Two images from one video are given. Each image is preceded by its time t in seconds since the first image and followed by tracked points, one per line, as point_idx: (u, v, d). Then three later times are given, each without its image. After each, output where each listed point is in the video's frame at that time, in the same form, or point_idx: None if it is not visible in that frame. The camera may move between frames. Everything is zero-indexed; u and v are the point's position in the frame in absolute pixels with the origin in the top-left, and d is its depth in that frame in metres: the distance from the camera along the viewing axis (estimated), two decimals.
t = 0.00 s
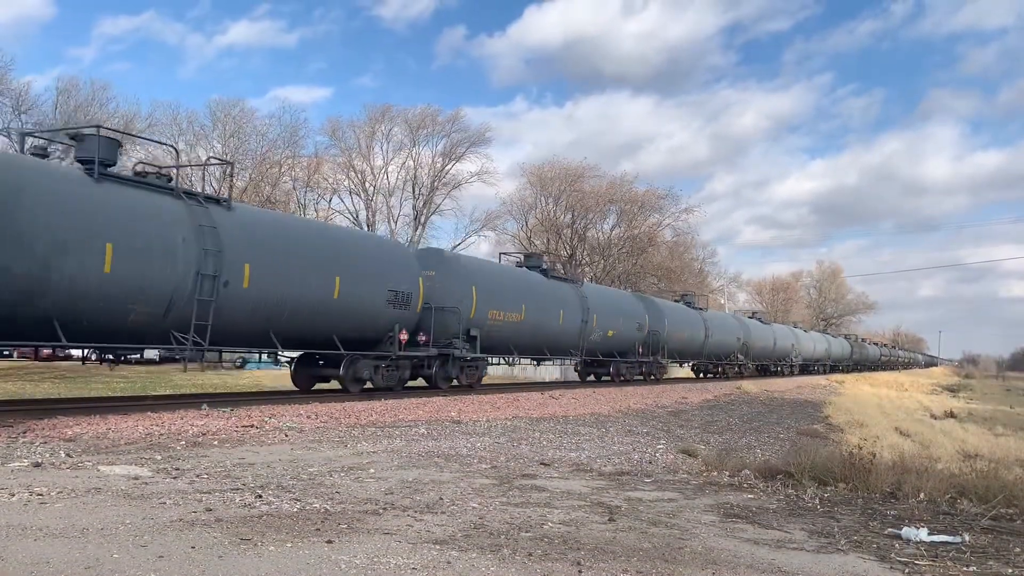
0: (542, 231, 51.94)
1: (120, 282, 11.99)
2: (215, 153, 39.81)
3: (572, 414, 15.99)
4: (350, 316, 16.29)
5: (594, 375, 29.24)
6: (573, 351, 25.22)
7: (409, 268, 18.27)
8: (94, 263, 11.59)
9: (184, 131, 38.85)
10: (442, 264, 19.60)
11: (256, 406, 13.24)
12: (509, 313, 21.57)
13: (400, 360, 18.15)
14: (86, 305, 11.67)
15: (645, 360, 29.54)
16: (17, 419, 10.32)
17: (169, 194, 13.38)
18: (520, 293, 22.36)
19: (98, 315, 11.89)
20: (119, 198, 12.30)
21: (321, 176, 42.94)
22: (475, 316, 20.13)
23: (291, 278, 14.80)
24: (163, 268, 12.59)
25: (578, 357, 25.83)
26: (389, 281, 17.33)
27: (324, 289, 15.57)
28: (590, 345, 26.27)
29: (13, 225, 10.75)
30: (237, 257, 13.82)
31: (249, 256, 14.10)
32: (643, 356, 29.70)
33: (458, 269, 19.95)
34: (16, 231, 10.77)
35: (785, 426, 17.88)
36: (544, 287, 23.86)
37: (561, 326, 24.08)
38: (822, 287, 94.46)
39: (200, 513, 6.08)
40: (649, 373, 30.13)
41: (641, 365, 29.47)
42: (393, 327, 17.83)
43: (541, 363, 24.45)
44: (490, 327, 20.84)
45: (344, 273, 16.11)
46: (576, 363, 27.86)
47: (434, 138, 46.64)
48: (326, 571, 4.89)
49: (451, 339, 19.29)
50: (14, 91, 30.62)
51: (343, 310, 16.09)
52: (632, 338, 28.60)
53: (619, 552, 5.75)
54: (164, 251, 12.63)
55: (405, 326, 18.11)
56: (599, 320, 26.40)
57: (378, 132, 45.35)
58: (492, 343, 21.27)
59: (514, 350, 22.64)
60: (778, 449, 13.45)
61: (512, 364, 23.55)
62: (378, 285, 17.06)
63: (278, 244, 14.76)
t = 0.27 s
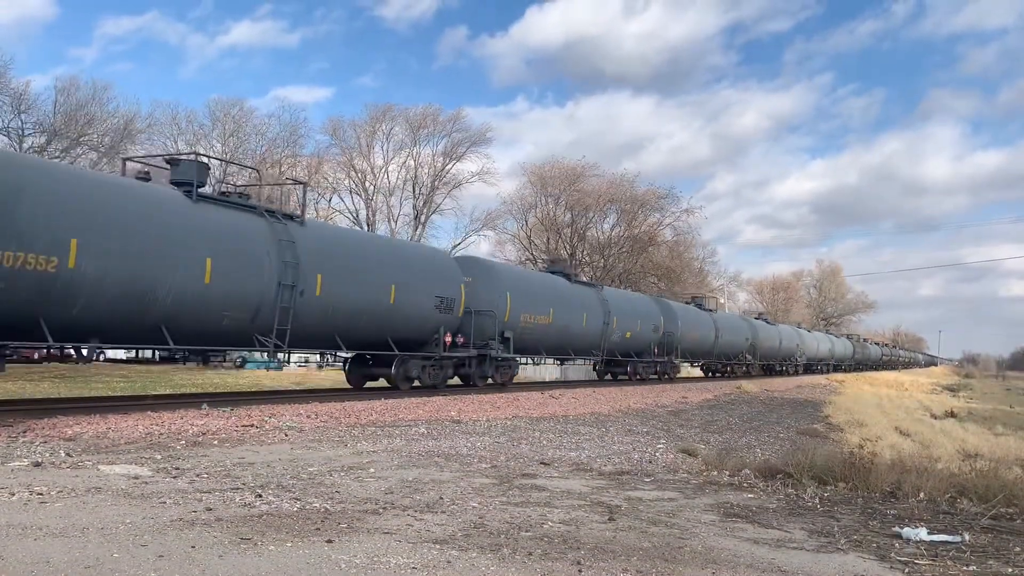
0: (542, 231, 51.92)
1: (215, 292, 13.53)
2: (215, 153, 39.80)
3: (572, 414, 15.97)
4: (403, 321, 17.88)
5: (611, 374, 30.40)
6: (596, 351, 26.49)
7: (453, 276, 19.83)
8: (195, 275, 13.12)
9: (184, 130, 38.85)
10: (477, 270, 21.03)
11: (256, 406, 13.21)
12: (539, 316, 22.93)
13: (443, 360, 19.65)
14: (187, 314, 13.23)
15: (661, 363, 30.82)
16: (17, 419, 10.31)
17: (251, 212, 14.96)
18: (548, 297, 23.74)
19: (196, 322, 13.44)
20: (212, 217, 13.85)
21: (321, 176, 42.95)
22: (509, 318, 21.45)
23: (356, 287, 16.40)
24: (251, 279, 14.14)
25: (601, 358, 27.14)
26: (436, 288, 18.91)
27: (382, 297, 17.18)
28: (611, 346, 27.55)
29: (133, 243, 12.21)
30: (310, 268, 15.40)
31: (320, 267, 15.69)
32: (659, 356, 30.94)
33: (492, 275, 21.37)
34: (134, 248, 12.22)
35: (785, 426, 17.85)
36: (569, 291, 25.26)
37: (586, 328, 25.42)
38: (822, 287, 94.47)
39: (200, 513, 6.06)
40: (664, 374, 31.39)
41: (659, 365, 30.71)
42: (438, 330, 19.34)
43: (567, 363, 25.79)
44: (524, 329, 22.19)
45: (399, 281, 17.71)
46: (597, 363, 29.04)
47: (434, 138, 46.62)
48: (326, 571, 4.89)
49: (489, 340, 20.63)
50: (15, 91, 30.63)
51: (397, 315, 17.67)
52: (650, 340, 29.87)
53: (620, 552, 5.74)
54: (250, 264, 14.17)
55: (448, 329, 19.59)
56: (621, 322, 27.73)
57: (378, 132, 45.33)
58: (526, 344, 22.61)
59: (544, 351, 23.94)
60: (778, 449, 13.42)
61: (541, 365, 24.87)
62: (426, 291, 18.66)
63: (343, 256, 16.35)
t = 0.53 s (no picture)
0: (542, 231, 51.92)
1: (291, 302, 15.10)
2: (215, 153, 39.81)
3: (572, 414, 15.97)
4: (449, 326, 19.41)
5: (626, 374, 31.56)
6: (613, 352, 27.99)
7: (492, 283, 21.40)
8: (276, 285, 14.68)
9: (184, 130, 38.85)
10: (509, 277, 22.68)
11: (256, 405, 13.22)
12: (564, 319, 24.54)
13: (482, 359, 21.09)
14: (268, 320, 14.80)
15: (673, 363, 32.27)
16: (17, 419, 10.32)
17: (318, 229, 16.60)
18: (572, 303, 25.29)
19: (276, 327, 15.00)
20: (286, 234, 15.44)
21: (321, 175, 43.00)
22: (538, 322, 23.14)
23: (410, 294, 18.03)
24: (319, 289, 15.70)
25: (618, 360, 28.58)
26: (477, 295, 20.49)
27: (432, 304, 18.79)
28: (627, 347, 28.96)
29: (226, 258, 13.74)
30: (371, 278, 17.05)
31: (379, 276, 17.33)
32: (671, 357, 32.30)
33: (523, 280, 23.10)
34: (227, 261, 13.76)
35: (785, 426, 17.86)
36: (591, 296, 26.86)
37: (606, 330, 26.99)
38: (822, 287, 94.51)
39: (200, 513, 6.06)
40: (677, 374, 32.78)
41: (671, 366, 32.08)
42: (477, 333, 20.87)
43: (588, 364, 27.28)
44: (552, 331, 23.75)
45: (445, 289, 19.35)
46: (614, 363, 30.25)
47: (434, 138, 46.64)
48: (326, 571, 4.89)
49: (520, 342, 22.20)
50: (15, 91, 30.64)
51: (444, 320, 19.23)
52: (663, 340, 31.16)
53: (620, 552, 5.74)
54: (319, 276, 15.74)
55: (486, 332, 21.04)
56: (639, 323, 29.21)
57: (378, 132, 45.34)
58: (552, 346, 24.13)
59: (566, 352, 25.47)
60: (778, 449, 13.43)
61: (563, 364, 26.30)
62: (469, 298, 20.24)
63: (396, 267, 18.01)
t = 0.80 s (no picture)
0: (542, 231, 51.96)
1: (353, 308, 16.41)
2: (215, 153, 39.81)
3: (572, 414, 16.01)
4: (488, 328, 20.63)
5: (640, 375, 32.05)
6: (631, 353, 28.95)
7: (524, 289, 22.49)
8: (342, 294, 16.05)
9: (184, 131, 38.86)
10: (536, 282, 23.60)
11: (256, 406, 13.25)
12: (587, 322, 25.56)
13: (517, 360, 22.17)
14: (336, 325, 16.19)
15: (686, 365, 33.13)
16: (17, 419, 10.33)
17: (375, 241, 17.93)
18: (596, 305, 26.28)
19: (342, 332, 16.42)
20: (350, 247, 16.84)
21: (322, 176, 43.03)
22: (565, 324, 24.18)
23: (454, 300, 19.26)
24: (379, 296, 17.01)
25: (637, 360, 29.57)
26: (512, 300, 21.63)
27: (473, 309, 20.00)
28: (644, 349, 29.88)
29: (301, 270, 15.13)
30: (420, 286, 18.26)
31: (427, 285, 18.57)
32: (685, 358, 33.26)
33: (550, 286, 24.10)
34: (302, 273, 15.13)
35: (785, 426, 17.91)
36: (611, 299, 27.77)
37: (626, 333, 27.94)
38: (822, 287, 94.57)
39: (200, 513, 6.07)
40: (690, 375, 33.66)
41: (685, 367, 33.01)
42: (512, 335, 21.97)
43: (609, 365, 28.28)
44: (577, 334, 24.76)
45: (485, 295, 20.56)
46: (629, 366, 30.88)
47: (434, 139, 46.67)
48: (326, 571, 4.89)
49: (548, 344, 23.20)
50: (15, 91, 30.63)
51: (484, 323, 20.44)
52: (677, 342, 32.15)
53: (620, 552, 5.75)
54: (376, 284, 17.02)
55: (520, 335, 22.10)
56: (655, 327, 30.17)
57: (378, 132, 45.36)
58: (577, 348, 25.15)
59: (589, 354, 26.45)
60: (778, 449, 13.47)
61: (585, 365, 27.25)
62: (505, 302, 21.41)
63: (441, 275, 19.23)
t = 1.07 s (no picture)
0: (542, 231, 51.98)
1: (405, 313, 17.85)
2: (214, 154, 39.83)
3: (572, 414, 16.05)
4: (520, 331, 22.09)
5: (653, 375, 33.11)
6: (647, 354, 30.07)
7: (551, 294, 23.81)
8: (397, 301, 17.53)
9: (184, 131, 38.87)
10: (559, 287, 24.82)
11: (256, 406, 13.28)
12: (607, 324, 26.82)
13: (545, 361, 23.64)
14: (390, 329, 17.69)
15: (698, 365, 34.05)
16: (18, 419, 10.35)
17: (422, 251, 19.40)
18: (616, 309, 27.59)
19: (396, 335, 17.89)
20: (403, 258, 18.34)
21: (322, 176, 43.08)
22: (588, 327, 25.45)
23: (490, 306, 20.72)
24: (427, 302, 18.49)
25: (653, 361, 30.67)
26: (541, 304, 22.98)
27: (506, 314, 21.45)
28: (659, 350, 30.97)
29: (363, 278, 16.63)
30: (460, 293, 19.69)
31: (466, 292, 20.06)
32: (697, 359, 34.22)
33: (573, 290, 25.37)
34: (366, 283, 16.68)
35: (785, 426, 17.97)
36: (628, 302, 28.94)
37: (643, 334, 29.10)
38: (822, 288, 94.61)
39: (201, 513, 6.08)
40: (702, 374, 34.61)
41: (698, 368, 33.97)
42: (540, 337, 23.36)
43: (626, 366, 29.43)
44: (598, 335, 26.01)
45: (517, 300, 22.01)
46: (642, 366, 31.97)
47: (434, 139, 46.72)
48: (327, 572, 4.89)
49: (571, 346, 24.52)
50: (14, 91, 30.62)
51: (517, 326, 21.91)
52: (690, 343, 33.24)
53: (619, 552, 5.76)
54: (425, 291, 18.49)
55: (547, 337, 23.48)
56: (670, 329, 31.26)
57: (378, 133, 45.38)
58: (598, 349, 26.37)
59: (608, 355, 27.72)
60: (777, 450, 13.51)
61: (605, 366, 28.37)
62: (535, 306, 22.79)
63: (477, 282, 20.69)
